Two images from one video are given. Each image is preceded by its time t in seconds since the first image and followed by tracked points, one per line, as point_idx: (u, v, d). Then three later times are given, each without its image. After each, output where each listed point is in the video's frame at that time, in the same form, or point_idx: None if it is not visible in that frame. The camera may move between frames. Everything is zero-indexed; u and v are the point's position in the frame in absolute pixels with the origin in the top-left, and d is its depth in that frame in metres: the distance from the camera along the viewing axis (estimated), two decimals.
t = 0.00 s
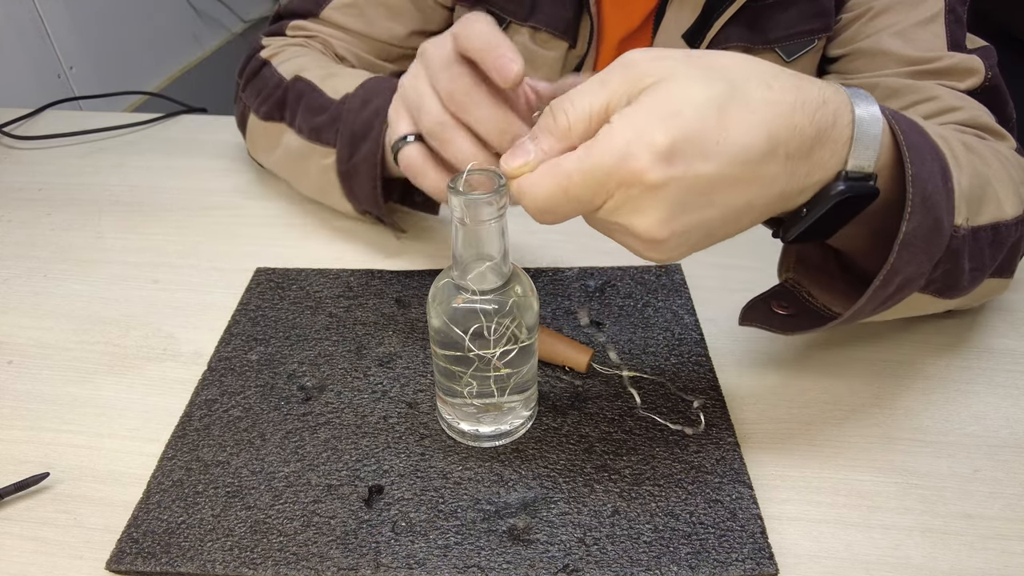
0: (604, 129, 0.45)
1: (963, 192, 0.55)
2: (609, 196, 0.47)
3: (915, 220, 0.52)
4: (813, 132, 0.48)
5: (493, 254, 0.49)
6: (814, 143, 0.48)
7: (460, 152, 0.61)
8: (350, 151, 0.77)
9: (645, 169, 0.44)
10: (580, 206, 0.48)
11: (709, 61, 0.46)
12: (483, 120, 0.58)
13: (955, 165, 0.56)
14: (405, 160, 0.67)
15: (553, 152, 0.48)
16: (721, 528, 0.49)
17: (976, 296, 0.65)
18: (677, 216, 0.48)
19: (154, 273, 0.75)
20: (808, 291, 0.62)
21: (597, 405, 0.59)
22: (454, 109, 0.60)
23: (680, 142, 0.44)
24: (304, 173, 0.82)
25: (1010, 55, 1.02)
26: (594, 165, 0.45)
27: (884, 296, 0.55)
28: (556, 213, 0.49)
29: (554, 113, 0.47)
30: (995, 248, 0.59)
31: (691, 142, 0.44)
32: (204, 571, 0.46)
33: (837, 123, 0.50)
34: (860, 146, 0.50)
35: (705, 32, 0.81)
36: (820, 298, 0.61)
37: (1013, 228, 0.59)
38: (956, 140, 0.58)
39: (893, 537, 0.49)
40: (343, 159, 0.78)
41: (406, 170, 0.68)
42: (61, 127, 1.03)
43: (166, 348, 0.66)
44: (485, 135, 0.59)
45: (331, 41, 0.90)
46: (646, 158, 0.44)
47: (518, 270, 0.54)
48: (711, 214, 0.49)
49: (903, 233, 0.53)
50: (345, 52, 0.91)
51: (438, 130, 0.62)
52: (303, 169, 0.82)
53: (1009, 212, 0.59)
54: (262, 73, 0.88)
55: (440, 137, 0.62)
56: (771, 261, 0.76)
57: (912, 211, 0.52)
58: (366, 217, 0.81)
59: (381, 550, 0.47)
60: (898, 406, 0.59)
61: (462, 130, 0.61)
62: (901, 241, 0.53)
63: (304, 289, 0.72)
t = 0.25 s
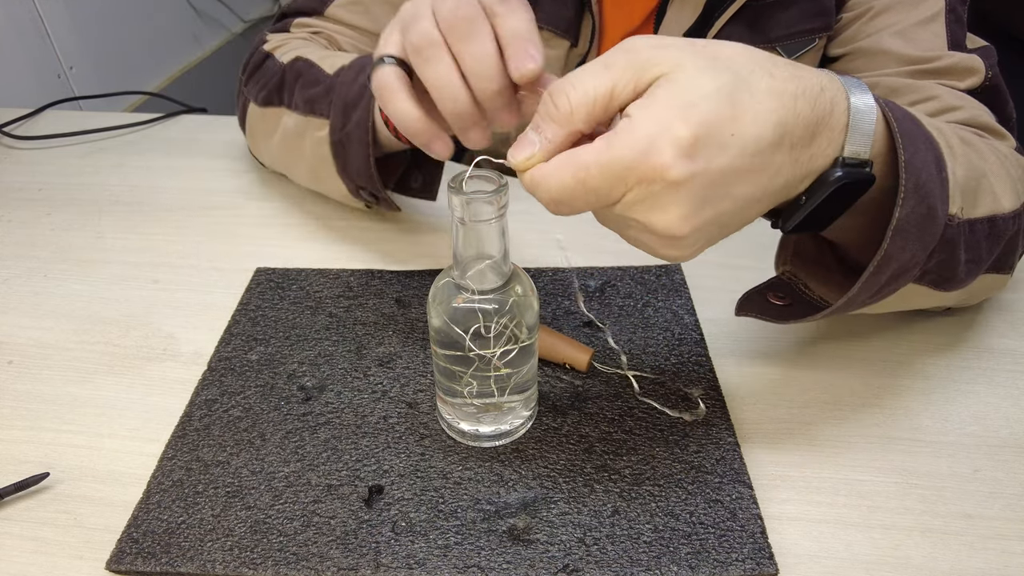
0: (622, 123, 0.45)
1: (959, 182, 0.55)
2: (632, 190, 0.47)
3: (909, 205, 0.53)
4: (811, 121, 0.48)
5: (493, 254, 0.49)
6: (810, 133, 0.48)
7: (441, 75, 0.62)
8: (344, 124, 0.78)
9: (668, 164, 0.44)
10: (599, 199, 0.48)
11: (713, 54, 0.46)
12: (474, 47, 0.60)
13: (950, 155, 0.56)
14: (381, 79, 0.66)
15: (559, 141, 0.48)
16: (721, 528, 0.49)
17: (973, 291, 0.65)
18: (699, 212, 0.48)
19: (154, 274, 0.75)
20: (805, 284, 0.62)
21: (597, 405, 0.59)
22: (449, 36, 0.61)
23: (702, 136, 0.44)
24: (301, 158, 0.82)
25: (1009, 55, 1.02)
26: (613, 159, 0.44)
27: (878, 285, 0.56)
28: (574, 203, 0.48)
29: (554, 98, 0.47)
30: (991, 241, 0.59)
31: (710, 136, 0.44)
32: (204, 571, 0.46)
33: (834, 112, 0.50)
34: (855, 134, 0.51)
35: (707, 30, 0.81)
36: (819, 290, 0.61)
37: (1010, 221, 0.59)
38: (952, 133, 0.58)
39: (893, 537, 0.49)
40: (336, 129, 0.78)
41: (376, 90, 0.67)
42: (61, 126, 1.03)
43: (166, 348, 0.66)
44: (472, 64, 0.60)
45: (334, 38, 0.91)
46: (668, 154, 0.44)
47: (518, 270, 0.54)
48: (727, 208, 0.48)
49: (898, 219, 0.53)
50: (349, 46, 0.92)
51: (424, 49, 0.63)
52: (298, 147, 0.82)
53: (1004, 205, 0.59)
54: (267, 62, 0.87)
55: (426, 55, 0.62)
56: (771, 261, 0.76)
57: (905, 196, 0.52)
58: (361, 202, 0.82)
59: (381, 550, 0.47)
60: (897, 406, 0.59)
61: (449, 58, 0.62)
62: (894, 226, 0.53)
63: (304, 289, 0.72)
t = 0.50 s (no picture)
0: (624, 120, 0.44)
1: (942, 183, 0.55)
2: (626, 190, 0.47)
3: (887, 206, 0.53)
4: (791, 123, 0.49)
5: (493, 254, 0.49)
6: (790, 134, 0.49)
7: (389, 25, 0.59)
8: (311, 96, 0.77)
9: (666, 167, 0.44)
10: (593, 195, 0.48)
11: (707, 52, 0.46)
12: None
13: (934, 156, 0.56)
14: (337, 27, 0.64)
15: (548, 124, 0.47)
16: (721, 528, 0.49)
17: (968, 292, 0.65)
18: (694, 215, 0.48)
19: (154, 274, 0.75)
20: (795, 284, 0.62)
21: (597, 405, 0.59)
22: None
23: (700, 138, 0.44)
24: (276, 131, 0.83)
25: (1009, 55, 1.02)
26: (613, 156, 0.44)
27: (861, 285, 0.56)
28: (565, 194, 0.48)
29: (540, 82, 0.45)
30: (980, 241, 0.59)
31: (706, 139, 0.44)
32: (204, 571, 0.46)
33: (814, 115, 0.51)
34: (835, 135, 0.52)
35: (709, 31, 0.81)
36: (807, 290, 0.62)
37: (999, 222, 0.59)
38: (937, 133, 0.59)
39: (893, 537, 0.49)
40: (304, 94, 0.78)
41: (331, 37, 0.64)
42: (61, 126, 1.03)
43: (166, 348, 0.66)
44: (422, 13, 0.57)
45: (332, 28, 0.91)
46: (666, 156, 0.44)
47: (518, 269, 0.54)
48: (717, 208, 0.49)
49: (876, 220, 0.53)
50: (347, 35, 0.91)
51: None
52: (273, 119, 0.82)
53: (993, 206, 0.59)
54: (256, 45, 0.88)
55: None
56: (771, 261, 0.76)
57: (883, 197, 0.53)
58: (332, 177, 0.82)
59: (381, 550, 0.47)
60: (897, 406, 0.59)
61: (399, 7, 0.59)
62: (873, 227, 0.53)
63: (304, 289, 0.72)
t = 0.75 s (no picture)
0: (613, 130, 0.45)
1: (925, 186, 0.55)
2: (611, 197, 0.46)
3: (867, 208, 0.53)
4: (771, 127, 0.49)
5: (493, 254, 0.49)
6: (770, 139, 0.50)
7: (370, 88, 0.56)
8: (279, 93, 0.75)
9: (654, 175, 0.44)
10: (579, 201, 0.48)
11: (691, 59, 0.47)
12: (387, 43, 0.52)
13: (918, 159, 0.56)
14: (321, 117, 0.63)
15: (536, 130, 0.47)
16: (721, 528, 0.49)
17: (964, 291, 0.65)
18: (683, 222, 0.48)
19: (154, 274, 0.75)
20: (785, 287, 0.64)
21: (597, 405, 0.59)
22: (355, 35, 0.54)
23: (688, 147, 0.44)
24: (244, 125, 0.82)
25: (1009, 55, 1.02)
26: (602, 163, 0.44)
27: (844, 287, 0.57)
28: (554, 202, 0.48)
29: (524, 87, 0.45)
30: (968, 242, 0.59)
31: (693, 148, 0.44)
32: (204, 571, 0.46)
33: (794, 120, 0.52)
34: (814, 139, 0.52)
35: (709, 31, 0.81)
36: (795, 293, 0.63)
37: (987, 222, 0.59)
38: (922, 133, 0.58)
39: (893, 536, 0.49)
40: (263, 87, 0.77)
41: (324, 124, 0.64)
42: (61, 126, 1.03)
43: (166, 348, 0.66)
44: (393, 66, 0.53)
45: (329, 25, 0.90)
46: (654, 163, 0.44)
47: (518, 270, 0.54)
48: (702, 213, 0.49)
49: (856, 223, 0.54)
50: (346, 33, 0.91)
51: (340, 68, 0.56)
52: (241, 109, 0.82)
53: (981, 206, 0.59)
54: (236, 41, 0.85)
55: (345, 75, 0.56)
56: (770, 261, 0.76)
57: (862, 201, 0.53)
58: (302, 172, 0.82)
59: (381, 550, 0.47)
60: (896, 406, 0.59)
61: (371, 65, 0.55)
62: (853, 230, 0.54)
63: (304, 289, 0.72)
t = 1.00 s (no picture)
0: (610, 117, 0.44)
1: (935, 183, 0.55)
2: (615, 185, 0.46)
3: (878, 205, 0.53)
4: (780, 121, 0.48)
5: (493, 254, 0.49)
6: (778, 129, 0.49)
7: (340, 118, 0.52)
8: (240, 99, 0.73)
9: (655, 159, 0.44)
10: (583, 193, 0.47)
11: (697, 48, 0.46)
12: (371, 78, 0.49)
13: (928, 156, 0.56)
14: (296, 147, 0.58)
15: (542, 126, 0.46)
16: (721, 528, 0.49)
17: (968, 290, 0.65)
18: (685, 207, 0.47)
19: (154, 273, 0.75)
20: (790, 284, 0.63)
21: (597, 405, 0.59)
22: (334, 68, 0.50)
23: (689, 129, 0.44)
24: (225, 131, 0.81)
25: (1010, 55, 1.02)
26: (601, 152, 0.44)
27: (852, 283, 0.57)
28: (553, 199, 0.48)
29: (538, 83, 0.46)
30: (975, 241, 0.59)
31: (695, 131, 0.44)
32: (204, 571, 0.46)
33: (806, 113, 0.51)
34: (826, 133, 0.51)
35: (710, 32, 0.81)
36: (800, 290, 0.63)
37: (993, 221, 0.59)
38: (931, 131, 0.58)
39: (893, 537, 0.49)
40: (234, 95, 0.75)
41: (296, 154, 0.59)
42: (61, 126, 1.03)
43: (166, 348, 0.66)
44: (375, 102, 0.50)
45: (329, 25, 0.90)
46: (655, 148, 0.44)
47: (518, 269, 0.54)
48: (708, 202, 0.49)
49: (867, 219, 0.53)
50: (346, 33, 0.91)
51: (313, 90, 0.52)
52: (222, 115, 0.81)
53: (988, 205, 0.59)
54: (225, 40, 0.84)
55: (316, 100, 0.52)
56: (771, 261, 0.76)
57: (873, 197, 0.53)
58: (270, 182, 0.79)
59: (381, 550, 0.47)
60: (896, 406, 0.59)
61: (346, 95, 0.52)
62: (864, 226, 0.53)
63: (304, 289, 0.72)
